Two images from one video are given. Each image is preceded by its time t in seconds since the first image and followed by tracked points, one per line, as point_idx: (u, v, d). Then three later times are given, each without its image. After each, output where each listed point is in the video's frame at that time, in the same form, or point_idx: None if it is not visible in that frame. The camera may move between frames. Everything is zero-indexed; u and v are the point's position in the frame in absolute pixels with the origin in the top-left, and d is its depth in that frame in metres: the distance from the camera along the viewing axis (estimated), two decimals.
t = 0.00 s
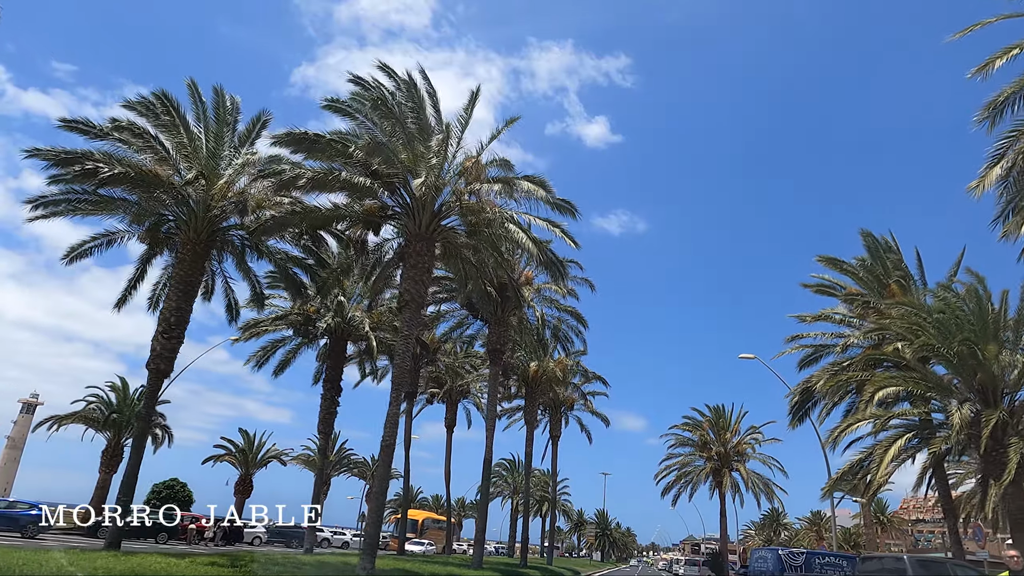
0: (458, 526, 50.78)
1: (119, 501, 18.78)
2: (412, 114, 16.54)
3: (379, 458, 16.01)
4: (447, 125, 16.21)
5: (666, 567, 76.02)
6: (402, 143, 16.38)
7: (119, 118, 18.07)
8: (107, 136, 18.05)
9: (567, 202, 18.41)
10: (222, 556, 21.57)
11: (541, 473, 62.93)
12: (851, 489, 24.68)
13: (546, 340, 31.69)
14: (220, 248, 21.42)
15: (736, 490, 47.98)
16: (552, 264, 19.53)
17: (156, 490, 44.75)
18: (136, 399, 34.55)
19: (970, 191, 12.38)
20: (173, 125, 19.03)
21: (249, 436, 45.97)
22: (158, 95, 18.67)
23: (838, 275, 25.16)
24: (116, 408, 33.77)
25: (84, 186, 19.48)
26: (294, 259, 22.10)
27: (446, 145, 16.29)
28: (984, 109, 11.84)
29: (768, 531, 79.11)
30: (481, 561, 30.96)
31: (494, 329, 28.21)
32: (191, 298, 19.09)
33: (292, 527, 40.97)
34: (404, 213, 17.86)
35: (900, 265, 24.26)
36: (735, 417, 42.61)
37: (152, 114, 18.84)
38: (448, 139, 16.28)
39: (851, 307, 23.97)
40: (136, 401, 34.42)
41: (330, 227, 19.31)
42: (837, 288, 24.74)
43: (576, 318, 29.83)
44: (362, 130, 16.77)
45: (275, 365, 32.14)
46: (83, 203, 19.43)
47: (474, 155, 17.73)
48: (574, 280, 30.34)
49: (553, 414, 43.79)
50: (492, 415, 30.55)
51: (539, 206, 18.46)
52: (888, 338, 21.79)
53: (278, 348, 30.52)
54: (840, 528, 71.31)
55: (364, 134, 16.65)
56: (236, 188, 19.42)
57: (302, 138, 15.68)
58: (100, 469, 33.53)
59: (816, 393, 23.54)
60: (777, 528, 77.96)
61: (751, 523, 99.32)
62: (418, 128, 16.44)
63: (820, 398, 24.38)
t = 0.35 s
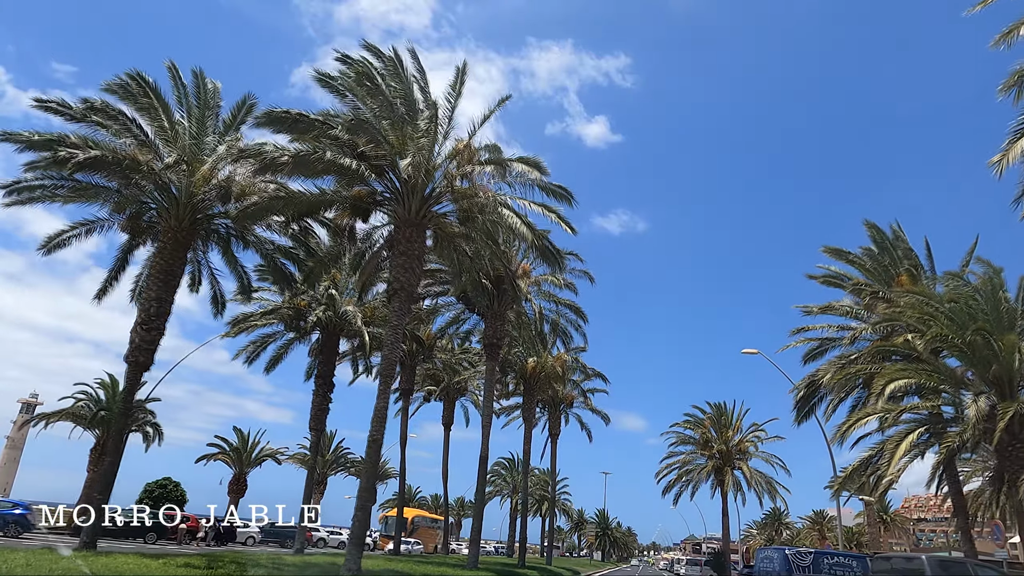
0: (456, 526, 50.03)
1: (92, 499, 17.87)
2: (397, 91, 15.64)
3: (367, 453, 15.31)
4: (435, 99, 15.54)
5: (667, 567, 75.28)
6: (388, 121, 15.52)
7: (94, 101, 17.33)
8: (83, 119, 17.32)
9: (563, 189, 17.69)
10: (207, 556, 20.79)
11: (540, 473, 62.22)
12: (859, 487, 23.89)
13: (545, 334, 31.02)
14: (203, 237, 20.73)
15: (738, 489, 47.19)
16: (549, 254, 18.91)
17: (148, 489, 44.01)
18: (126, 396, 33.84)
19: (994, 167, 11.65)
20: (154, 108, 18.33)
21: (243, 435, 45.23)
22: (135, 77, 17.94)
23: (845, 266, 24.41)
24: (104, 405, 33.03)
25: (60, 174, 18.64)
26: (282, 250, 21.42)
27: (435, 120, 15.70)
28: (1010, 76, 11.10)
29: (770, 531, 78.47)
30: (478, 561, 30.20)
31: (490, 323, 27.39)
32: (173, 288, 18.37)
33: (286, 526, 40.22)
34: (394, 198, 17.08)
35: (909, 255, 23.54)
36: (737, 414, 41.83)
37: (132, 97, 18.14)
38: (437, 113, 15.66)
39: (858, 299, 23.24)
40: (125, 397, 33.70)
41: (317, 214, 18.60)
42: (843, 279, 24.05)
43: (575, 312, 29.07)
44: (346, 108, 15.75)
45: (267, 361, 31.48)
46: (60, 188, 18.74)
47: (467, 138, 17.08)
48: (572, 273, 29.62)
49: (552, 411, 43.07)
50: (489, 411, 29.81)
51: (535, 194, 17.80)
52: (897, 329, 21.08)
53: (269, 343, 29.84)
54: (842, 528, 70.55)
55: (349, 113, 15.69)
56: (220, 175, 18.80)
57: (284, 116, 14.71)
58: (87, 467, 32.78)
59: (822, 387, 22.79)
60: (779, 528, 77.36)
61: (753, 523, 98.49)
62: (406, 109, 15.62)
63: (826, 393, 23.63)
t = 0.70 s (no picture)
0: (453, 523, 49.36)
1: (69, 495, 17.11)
2: (380, 64, 14.64)
3: (353, 447, 14.58)
4: (421, 72, 14.64)
5: (668, 565, 74.74)
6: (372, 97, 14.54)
7: (66, 80, 16.53)
8: (55, 100, 16.54)
9: (558, 172, 16.89)
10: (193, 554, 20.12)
11: (540, 470, 61.59)
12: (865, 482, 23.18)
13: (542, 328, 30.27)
14: (184, 223, 19.95)
15: (740, 486, 46.48)
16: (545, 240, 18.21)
17: (140, 487, 43.36)
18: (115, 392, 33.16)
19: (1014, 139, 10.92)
20: (130, 89, 17.59)
21: (237, 432, 44.54)
22: (110, 56, 17.18)
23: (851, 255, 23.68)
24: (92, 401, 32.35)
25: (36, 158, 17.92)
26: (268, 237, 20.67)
27: (421, 95, 14.73)
28: None
29: (771, 528, 77.96)
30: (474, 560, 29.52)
31: (486, 315, 26.40)
32: (153, 277, 17.61)
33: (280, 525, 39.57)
34: (383, 182, 16.24)
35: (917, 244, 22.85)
36: (739, 410, 41.12)
37: (108, 78, 17.38)
38: (423, 87, 14.74)
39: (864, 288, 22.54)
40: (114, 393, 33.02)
41: (303, 199, 17.88)
42: (849, 268, 23.30)
43: (574, 304, 28.35)
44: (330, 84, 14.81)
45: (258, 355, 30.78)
46: (35, 173, 17.97)
47: (459, 118, 16.30)
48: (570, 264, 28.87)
49: (551, 407, 42.36)
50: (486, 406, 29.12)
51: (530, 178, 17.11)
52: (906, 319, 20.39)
53: (259, 338, 29.11)
54: (844, 525, 69.95)
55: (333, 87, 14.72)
56: (203, 160, 18.02)
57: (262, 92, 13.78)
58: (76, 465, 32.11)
59: (828, 378, 22.08)
60: (780, 525, 76.87)
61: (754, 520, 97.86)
62: (392, 83, 14.61)
63: (832, 384, 22.90)
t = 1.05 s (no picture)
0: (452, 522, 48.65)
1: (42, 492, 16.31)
2: (363, 34, 13.74)
3: (338, 439, 13.79)
4: (406, 41, 13.79)
5: (670, 563, 74.15)
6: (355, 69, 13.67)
7: (34, 57, 15.73)
8: (25, 78, 15.75)
9: (553, 151, 16.12)
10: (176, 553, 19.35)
11: (540, 467, 60.90)
12: (874, 476, 22.39)
13: (540, 320, 29.49)
14: (165, 209, 19.11)
15: (743, 482, 45.74)
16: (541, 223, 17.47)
17: (133, 486, 42.67)
18: (104, 387, 32.47)
19: None
20: (104, 69, 16.81)
21: (232, 428, 43.85)
22: (82, 33, 16.37)
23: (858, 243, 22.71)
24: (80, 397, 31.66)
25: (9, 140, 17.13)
26: (254, 224, 19.89)
27: (408, 66, 13.87)
28: None
29: (773, 525, 77.52)
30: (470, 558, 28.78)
31: (482, 307, 25.42)
32: (131, 263, 16.79)
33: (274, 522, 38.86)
34: (369, 160, 15.42)
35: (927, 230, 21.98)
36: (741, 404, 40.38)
37: (80, 55, 16.56)
38: (410, 58, 13.88)
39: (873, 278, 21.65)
40: (103, 388, 32.33)
41: (288, 182, 17.03)
42: (856, 255, 22.42)
43: (573, 295, 27.57)
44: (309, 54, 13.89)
45: (248, 349, 30.06)
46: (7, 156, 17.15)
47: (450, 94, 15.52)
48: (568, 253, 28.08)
49: (550, 402, 41.63)
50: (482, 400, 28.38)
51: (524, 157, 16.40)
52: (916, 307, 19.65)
53: (250, 330, 28.40)
54: (848, 522, 69.36)
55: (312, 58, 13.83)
56: (184, 142, 17.26)
57: (236, 60, 12.91)
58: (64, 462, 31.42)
59: (836, 369, 21.29)
60: (782, 523, 76.35)
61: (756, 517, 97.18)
62: (374, 53, 13.72)
63: (840, 375, 22.12)
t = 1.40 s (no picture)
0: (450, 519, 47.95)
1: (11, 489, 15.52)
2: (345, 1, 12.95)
3: (320, 430, 12.98)
4: (389, 5, 13.12)
5: (670, 561, 73.44)
6: (334, 37, 12.86)
7: None
8: None
9: (546, 128, 15.70)
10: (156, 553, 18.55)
11: (539, 464, 60.19)
12: (884, 471, 21.56)
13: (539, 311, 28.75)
14: (145, 193, 18.32)
15: (745, 479, 44.99)
16: (536, 202, 16.87)
17: (124, 484, 41.92)
18: (91, 382, 31.74)
19: None
20: (75, 45, 15.97)
21: (225, 426, 43.08)
22: (50, 7, 15.53)
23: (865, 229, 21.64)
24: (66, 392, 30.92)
25: None
26: (238, 209, 19.03)
27: (393, 34, 13.13)
28: None
29: (775, 522, 76.85)
30: (465, 556, 27.99)
31: (477, 297, 24.37)
32: (105, 248, 15.98)
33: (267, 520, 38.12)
34: (354, 136, 14.61)
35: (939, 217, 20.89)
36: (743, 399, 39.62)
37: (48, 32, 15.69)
38: (394, 25, 13.16)
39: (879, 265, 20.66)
40: (90, 384, 31.61)
41: (271, 162, 16.24)
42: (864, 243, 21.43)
43: (572, 285, 26.70)
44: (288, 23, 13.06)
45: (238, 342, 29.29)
46: None
47: (439, 68, 14.82)
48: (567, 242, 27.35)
49: (548, 397, 40.87)
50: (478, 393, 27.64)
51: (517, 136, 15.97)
52: (926, 293, 18.90)
53: (238, 323, 27.63)
54: (851, 518, 68.63)
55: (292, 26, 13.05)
56: (162, 122, 16.49)
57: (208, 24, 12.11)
58: (50, 459, 30.66)
59: (844, 359, 20.46)
60: (784, 520, 75.63)
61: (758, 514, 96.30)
62: (357, 22, 12.97)
63: (848, 366, 21.31)
